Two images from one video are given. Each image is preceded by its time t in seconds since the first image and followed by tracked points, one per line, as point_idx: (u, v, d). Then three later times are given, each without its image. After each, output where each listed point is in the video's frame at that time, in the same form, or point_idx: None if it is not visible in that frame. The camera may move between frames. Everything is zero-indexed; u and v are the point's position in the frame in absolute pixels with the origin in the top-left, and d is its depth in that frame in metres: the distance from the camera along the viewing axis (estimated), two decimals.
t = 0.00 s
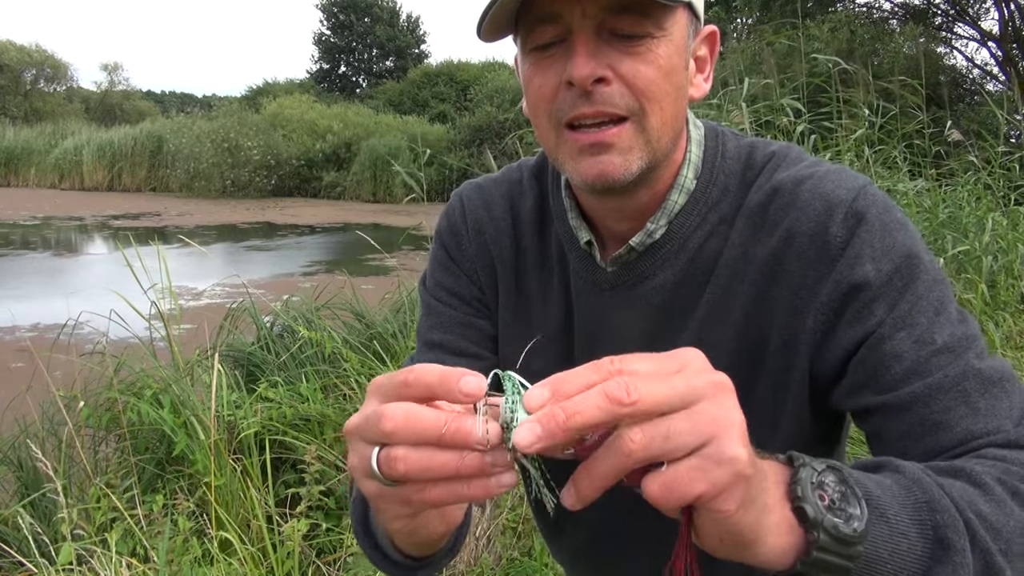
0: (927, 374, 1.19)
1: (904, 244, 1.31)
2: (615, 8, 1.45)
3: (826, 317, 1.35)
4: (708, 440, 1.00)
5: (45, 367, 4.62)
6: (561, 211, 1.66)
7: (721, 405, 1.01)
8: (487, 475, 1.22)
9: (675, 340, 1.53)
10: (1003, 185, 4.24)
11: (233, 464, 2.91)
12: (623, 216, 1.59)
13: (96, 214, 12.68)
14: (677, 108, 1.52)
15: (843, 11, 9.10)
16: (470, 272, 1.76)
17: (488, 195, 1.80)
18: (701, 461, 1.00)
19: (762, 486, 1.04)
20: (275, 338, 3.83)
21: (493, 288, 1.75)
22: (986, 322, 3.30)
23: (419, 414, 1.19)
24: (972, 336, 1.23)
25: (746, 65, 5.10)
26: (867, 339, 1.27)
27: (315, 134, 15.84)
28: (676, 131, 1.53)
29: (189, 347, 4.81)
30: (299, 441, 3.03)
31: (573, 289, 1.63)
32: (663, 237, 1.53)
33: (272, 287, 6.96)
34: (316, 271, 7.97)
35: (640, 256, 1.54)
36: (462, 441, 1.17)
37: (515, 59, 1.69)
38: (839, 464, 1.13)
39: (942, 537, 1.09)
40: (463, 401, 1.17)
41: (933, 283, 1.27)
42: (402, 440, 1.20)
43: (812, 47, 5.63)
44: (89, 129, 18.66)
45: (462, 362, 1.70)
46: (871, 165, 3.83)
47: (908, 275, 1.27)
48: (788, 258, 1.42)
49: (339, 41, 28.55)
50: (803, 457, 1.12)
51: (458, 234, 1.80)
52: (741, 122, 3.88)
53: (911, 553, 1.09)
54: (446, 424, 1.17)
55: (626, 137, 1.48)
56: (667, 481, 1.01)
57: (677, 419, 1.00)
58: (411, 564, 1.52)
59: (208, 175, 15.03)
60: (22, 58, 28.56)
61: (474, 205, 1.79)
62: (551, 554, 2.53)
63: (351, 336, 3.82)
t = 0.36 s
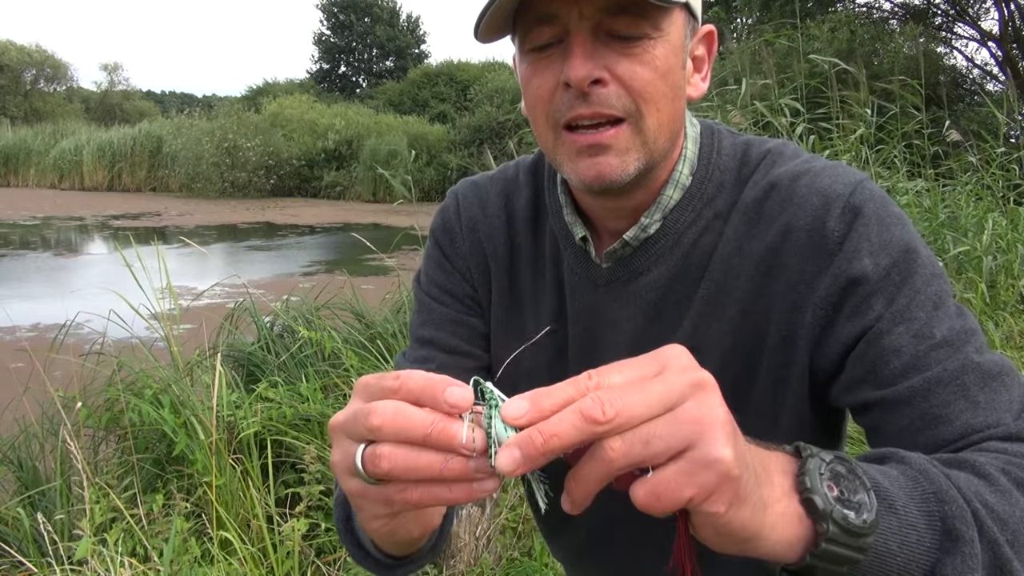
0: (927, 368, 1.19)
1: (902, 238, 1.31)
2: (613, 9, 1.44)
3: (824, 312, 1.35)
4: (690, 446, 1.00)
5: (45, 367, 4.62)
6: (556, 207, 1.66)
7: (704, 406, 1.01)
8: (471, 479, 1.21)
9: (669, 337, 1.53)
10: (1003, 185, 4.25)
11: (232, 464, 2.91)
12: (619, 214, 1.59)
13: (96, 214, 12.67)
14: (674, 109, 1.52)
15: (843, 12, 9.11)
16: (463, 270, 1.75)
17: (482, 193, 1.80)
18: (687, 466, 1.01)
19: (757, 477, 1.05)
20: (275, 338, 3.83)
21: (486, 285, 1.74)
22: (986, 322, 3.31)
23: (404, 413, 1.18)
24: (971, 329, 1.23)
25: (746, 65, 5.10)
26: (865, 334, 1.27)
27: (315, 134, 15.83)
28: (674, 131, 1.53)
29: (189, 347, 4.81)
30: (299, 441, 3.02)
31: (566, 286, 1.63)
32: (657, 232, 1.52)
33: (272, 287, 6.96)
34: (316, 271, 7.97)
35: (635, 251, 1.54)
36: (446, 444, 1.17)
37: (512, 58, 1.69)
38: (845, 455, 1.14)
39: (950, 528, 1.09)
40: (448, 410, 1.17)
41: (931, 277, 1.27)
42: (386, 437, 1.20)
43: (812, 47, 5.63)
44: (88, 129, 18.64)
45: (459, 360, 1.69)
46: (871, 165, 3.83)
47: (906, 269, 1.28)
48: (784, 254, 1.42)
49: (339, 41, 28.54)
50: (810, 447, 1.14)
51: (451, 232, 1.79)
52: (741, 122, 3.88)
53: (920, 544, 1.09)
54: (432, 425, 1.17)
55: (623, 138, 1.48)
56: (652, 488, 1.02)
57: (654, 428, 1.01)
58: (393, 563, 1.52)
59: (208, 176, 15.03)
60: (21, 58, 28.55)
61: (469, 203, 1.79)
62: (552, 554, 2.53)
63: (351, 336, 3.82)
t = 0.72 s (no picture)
0: (920, 367, 1.19)
1: (895, 238, 1.31)
2: (605, 12, 1.45)
3: (818, 311, 1.35)
4: (680, 477, 0.98)
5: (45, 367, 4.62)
6: (552, 207, 1.66)
7: (695, 432, 0.97)
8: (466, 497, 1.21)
9: (665, 337, 1.52)
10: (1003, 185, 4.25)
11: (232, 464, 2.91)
12: (614, 210, 1.59)
13: (97, 214, 12.68)
14: (667, 110, 1.52)
15: (843, 12, 9.11)
16: (459, 270, 1.75)
17: (479, 193, 1.80)
18: (677, 497, 0.99)
19: (750, 483, 1.02)
20: (275, 338, 3.84)
21: (481, 286, 1.74)
22: (986, 323, 3.31)
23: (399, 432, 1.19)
24: (965, 329, 1.23)
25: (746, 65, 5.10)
26: (859, 333, 1.27)
27: (315, 134, 15.84)
28: (668, 131, 1.53)
29: (189, 347, 4.81)
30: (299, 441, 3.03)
31: (561, 285, 1.63)
32: (652, 232, 1.53)
33: (272, 287, 6.97)
34: (317, 271, 7.97)
35: (630, 251, 1.54)
36: (440, 464, 1.18)
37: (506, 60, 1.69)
38: (842, 446, 1.11)
39: (938, 525, 1.10)
40: (441, 436, 1.17)
41: (924, 277, 1.28)
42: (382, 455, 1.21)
43: (811, 47, 5.63)
44: (88, 129, 18.65)
45: (457, 359, 1.69)
46: (871, 165, 3.83)
47: (899, 269, 1.28)
48: (778, 253, 1.42)
49: (339, 41, 28.55)
50: (808, 439, 1.10)
51: (448, 232, 1.79)
52: (741, 121, 3.88)
53: (905, 539, 1.09)
54: (426, 447, 1.18)
55: (616, 138, 1.48)
56: (642, 516, 1.01)
57: (642, 462, 0.98)
58: (390, 559, 1.52)
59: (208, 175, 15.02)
60: (21, 58, 28.56)
61: (466, 204, 1.79)
62: (551, 554, 2.53)
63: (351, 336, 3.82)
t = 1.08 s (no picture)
0: (922, 374, 1.20)
1: (894, 242, 1.31)
2: (601, 14, 1.45)
3: (817, 315, 1.35)
4: (694, 526, 0.98)
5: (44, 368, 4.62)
6: (550, 209, 1.66)
7: (712, 484, 0.96)
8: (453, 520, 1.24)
9: (664, 338, 1.53)
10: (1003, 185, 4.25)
11: (231, 464, 2.91)
12: (613, 210, 1.59)
13: (97, 214, 12.68)
14: (664, 113, 1.52)
15: (843, 12, 9.11)
16: (458, 272, 1.76)
17: (477, 195, 1.80)
18: (689, 544, 1.00)
19: (762, 517, 1.02)
20: (275, 338, 3.83)
21: (481, 287, 1.74)
22: (986, 323, 3.30)
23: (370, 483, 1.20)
24: (965, 335, 1.24)
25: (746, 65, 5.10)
26: (859, 338, 1.26)
27: (315, 134, 15.85)
28: (665, 132, 1.53)
29: (189, 347, 4.81)
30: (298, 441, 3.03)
31: (560, 287, 1.63)
32: (651, 234, 1.52)
33: (272, 287, 6.96)
34: (316, 271, 7.97)
35: (630, 253, 1.54)
36: (419, 501, 1.19)
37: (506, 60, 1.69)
38: (851, 470, 1.10)
39: (942, 544, 1.10)
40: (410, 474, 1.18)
41: (924, 282, 1.28)
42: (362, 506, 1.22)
43: (811, 48, 5.63)
44: (88, 129, 18.65)
45: (457, 360, 1.69)
46: (871, 165, 3.83)
47: (898, 273, 1.28)
48: (777, 257, 1.42)
49: (339, 41, 28.55)
50: (819, 459, 1.09)
51: (447, 234, 1.79)
52: (740, 122, 3.88)
53: (908, 558, 1.09)
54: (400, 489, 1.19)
55: (612, 139, 1.48)
56: (651, 553, 1.03)
57: (655, 505, 0.99)
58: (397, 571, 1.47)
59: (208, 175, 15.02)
60: (21, 58, 28.55)
61: (465, 205, 1.79)
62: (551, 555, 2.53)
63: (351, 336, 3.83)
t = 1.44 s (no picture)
0: (932, 380, 1.20)
1: (902, 247, 1.32)
2: (609, 14, 1.45)
3: (826, 319, 1.35)
4: (729, 517, 0.99)
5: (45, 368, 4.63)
6: (554, 210, 1.66)
7: (745, 473, 0.98)
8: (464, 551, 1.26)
9: (668, 340, 1.53)
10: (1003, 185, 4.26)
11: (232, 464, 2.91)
12: (617, 210, 1.58)
13: (97, 214, 12.69)
14: (670, 113, 1.52)
15: (843, 12, 9.12)
16: (460, 274, 1.76)
17: (479, 196, 1.80)
18: (724, 536, 1.00)
19: (787, 521, 1.04)
20: (275, 338, 3.84)
21: (482, 289, 1.74)
22: (986, 323, 3.30)
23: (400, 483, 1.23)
24: (974, 339, 1.25)
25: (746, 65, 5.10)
26: (870, 343, 1.27)
27: (315, 134, 15.86)
28: (671, 133, 1.53)
29: (189, 347, 4.81)
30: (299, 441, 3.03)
31: (564, 289, 1.63)
32: (655, 236, 1.52)
33: (272, 287, 6.97)
34: (316, 271, 7.97)
35: (634, 256, 1.54)
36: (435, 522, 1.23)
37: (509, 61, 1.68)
38: (869, 485, 1.12)
39: (960, 555, 1.11)
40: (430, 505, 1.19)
41: (932, 287, 1.29)
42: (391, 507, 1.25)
43: (811, 48, 5.63)
44: (88, 129, 18.65)
45: (459, 363, 1.69)
46: (871, 165, 3.83)
47: (908, 277, 1.28)
48: (785, 260, 1.42)
49: (339, 41, 28.56)
50: (836, 476, 1.11)
51: (449, 236, 1.79)
52: (741, 122, 3.88)
53: (928, 570, 1.10)
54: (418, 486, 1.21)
55: (619, 140, 1.47)
56: (684, 549, 1.02)
57: (693, 491, 0.99)
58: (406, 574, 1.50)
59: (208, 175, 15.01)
60: (21, 58, 28.56)
61: (467, 206, 1.79)
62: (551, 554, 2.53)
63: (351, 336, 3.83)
